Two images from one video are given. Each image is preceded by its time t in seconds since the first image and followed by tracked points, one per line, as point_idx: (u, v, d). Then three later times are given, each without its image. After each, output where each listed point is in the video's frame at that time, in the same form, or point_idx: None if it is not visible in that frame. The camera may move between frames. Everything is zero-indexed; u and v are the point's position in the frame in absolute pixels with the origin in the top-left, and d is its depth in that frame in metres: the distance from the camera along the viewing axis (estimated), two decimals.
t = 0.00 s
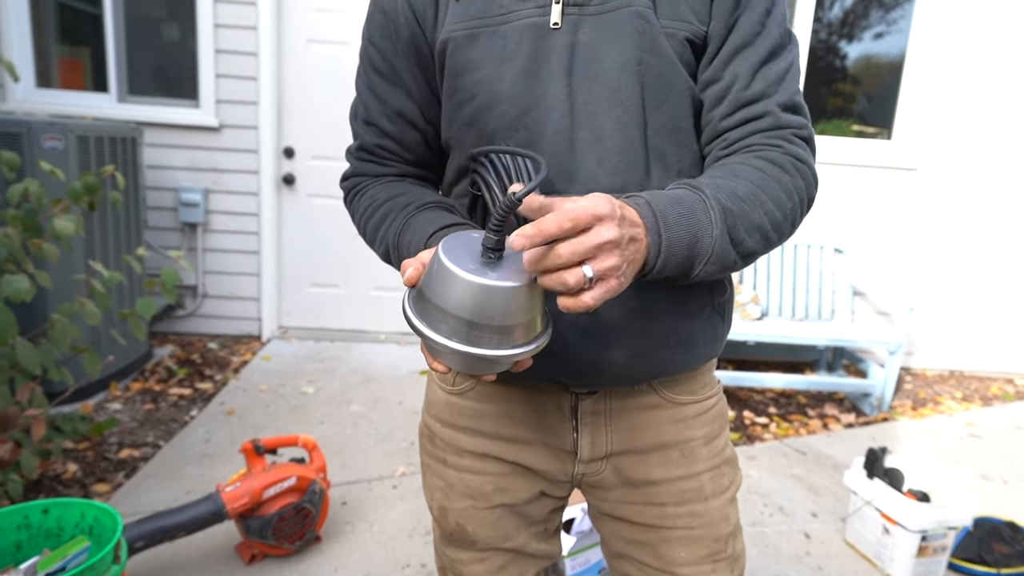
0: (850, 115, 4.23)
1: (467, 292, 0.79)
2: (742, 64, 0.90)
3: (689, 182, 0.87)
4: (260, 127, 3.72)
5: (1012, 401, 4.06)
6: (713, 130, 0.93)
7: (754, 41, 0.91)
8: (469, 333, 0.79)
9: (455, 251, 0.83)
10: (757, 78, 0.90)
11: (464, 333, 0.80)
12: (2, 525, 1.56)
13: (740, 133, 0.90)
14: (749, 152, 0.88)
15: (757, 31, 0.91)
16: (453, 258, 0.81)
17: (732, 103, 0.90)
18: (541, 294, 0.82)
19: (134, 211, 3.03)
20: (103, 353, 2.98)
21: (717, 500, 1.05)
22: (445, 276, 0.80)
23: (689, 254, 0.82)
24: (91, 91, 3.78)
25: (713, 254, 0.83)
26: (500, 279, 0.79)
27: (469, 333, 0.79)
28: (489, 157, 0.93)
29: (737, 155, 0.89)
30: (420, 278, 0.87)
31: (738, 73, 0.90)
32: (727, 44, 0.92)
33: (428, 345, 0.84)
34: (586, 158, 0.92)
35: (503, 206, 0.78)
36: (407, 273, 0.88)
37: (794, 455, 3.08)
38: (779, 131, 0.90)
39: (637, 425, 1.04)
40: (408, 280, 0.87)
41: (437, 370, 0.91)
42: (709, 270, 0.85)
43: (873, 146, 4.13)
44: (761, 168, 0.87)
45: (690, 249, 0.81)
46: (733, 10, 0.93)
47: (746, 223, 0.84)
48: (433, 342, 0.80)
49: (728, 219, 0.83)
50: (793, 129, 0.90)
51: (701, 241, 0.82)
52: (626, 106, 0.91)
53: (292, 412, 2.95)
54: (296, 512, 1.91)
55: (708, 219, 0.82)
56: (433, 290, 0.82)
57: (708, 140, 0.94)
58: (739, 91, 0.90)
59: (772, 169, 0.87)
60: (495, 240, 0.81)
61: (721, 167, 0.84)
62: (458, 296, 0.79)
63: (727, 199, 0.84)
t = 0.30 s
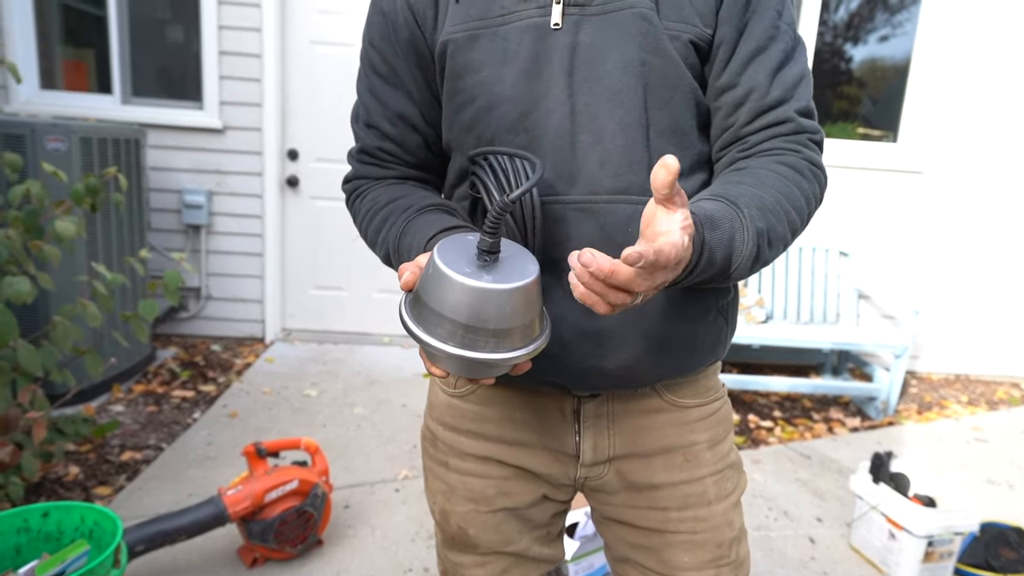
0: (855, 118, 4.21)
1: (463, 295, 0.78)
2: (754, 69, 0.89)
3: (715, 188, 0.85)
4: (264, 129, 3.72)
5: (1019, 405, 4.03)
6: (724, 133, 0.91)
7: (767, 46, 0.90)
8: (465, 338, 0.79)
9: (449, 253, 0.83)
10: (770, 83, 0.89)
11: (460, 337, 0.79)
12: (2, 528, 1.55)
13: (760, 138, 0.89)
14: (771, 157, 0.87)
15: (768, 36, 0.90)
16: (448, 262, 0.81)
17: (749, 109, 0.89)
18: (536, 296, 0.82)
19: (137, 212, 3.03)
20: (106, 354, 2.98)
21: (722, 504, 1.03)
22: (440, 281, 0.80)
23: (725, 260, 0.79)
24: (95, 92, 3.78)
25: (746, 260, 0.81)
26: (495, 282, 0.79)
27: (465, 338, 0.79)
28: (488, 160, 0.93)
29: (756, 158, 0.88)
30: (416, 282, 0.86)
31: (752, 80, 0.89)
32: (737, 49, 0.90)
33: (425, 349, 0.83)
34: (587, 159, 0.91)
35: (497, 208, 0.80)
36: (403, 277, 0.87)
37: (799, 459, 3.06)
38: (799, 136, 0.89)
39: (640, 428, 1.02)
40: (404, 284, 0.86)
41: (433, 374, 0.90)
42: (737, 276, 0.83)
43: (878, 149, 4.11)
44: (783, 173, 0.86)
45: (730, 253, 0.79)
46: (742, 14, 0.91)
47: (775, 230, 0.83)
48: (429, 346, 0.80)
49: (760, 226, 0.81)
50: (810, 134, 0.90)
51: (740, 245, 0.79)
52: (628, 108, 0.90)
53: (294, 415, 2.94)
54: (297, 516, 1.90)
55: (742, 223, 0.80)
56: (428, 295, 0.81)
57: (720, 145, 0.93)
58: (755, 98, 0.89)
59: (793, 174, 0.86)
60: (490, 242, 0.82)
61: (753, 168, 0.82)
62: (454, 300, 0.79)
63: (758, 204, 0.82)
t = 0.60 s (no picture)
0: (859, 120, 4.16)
1: (471, 296, 0.78)
2: (762, 80, 0.88)
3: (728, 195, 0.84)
4: (269, 134, 3.73)
5: None
6: (731, 143, 0.91)
7: (775, 56, 0.89)
8: (472, 339, 0.79)
9: (456, 254, 0.82)
10: (779, 93, 0.88)
11: (467, 338, 0.79)
12: (5, 535, 1.55)
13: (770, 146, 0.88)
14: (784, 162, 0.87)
15: (777, 45, 0.89)
16: (456, 262, 0.80)
17: (758, 118, 0.88)
18: (543, 299, 0.82)
19: (143, 217, 3.04)
20: (110, 360, 2.98)
21: (726, 512, 1.02)
22: (448, 280, 0.79)
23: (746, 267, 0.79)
24: (102, 98, 3.80)
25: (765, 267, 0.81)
26: (504, 283, 0.79)
27: (473, 339, 0.79)
28: (493, 162, 0.91)
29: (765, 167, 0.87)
30: (422, 283, 0.85)
31: (760, 92, 0.88)
32: (744, 59, 0.89)
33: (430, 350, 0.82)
34: (591, 165, 0.91)
35: (505, 208, 0.79)
36: (409, 278, 0.86)
37: (805, 465, 3.04)
38: (806, 147, 0.88)
39: (643, 435, 1.02)
40: (410, 285, 0.85)
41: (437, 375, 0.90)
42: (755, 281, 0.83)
43: (884, 153, 4.09)
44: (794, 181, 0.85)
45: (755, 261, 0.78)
46: (751, 23, 0.90)
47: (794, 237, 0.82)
48: (435, 346, 0.80)
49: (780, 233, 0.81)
50: (817, 144, 0.89)
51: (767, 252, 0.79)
52: (632, 114, 0.90)
53: (298, 420, 2.94)
54: (301, 522, 1.89)
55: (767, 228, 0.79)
56: (435, 295, 0.81)
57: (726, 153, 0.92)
58: (764, 107, 0.88)
59: (802, 182, 0.86)
60: (498, 243, 0.82)
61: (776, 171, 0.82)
62: (462, 301, 0.78)
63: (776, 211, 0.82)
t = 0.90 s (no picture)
0: (861, 131, 4.18)
1: (485, 305, 0.79)
2: (766, 102, 0.90)
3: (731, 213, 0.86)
4: (273, 146, 3.76)
5: None
6: (733, 162, 0.92)
7: (779, 80, 0.91)
8: (485, 347, 0.80)
9: (471, 264, 0.83)
10: (782, 116, 0.90)
11: (480, 346, 0.80)
12: (12, 549, 1.55)
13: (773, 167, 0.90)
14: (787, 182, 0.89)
15: (780, 70, 0.91)
16: (470, 271, 0.82)
17: (762, 139, 0.90)
18: (556, 309, 0.83)
19: (148, 229, 3.06)
20: (116, 372, 3.00)
21: (728, 525, 1.02)
22: (463, 289, 0.80)
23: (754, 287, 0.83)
24: (108, 111, 3.83)
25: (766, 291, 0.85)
26: (518, 293, 0.80)
27: (485, 347, 0.80)
28: (503, 176, 0.92)
29: (768, 186, 0.88)
30: (434, 293, 0.87)
31: (764, 115, 0.90)
32: (749, 83, 0.91)
33: (443, 355, 0.84)
34: (598, 181, 0.92)
35: (517, 221, 0.81)
36: (421, 288, 0.87)
37: (810, 475, 3.03)
38: (806, 169, 0.91)
39: (646, 449, 1.02)
40: (422, 295, 0.86)
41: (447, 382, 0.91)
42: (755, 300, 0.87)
43: (886, 163, 4.11)
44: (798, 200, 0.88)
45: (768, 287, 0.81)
46: (755, 47, 0.91)
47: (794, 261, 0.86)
48: (448, 353, 0.81)
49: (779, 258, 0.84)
50: (815, 166, 0.92)
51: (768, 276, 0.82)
52: (639, 133, 0.91)
53: (303, 431, 2.95)
54: (306, 534, 1.89)
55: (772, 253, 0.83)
56: (449, 302, 0.82)
57: (729, 173, 0.93)
58: (768, 129, 0.90)
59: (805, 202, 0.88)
60: (511, 254, 0.83)
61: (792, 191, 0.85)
62: (475, 309, 0.79)
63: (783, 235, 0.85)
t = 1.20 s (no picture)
0: (856, 150, 4.25)
1: (490, 330, 0.83)
2: (751, 139, 0.95)
3: (723, 242, 0.92)
4: (275, 173, 3.81)
5: None
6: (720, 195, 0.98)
7: (762, 118, 0.96)
8: (492, 369, 0.83)
9: (476, 291, 0.87)
10: (765, 151, 0.95)
11: (486, 369, 0.84)
12: None
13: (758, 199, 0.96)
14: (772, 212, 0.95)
15: (762, 108, 0.96)
16: (476, 299, 0.85)
17: (747, 173, 0.95)
18: (557, 332, 0.87)
19: (154, 258, 3.10)
20: (122, 400, 3.02)
21: (723, 541, 1.05)
22: (469, 316, 0.84)
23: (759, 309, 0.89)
24: (112, 141, 3.89)
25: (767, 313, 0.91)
26: (522, 318, 0.83)
27: (491, 370, 0.83)
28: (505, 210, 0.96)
29: (753, 218, 0.94)
30: (441, 320, 0.89)
31: (749, 151, 0.95)
32: (735, 120, 0.96)
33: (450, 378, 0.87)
34: (594, 213, 0.97)
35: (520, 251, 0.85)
36: (428, 316, 0.90)
37: (811, 492, 3.04)
38: (787, 201, 0.96)
39: (642, 467, 1.05)
40: (430, 323, 0.89)
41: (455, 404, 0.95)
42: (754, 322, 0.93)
43: (879, 181, 4.17)
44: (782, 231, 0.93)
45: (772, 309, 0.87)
46: (739, 87, 0.96)
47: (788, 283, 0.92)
48: (456, 376, 0.84)
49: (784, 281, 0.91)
50: (796, 199, 0.98)
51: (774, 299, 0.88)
52: (633, 167, 0.95)
53: (306, 455, 2.96)
54: (312, 558, 1.91)
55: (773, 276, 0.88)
56: (456, 328, 0.85)
57: (717, 205, 0.99)
58: (752, 164, 0.95)
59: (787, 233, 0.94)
60: (514, 281, 0.87)
61: (787, 219, 0.91)
62: (481, 334, 0.83)
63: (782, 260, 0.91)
